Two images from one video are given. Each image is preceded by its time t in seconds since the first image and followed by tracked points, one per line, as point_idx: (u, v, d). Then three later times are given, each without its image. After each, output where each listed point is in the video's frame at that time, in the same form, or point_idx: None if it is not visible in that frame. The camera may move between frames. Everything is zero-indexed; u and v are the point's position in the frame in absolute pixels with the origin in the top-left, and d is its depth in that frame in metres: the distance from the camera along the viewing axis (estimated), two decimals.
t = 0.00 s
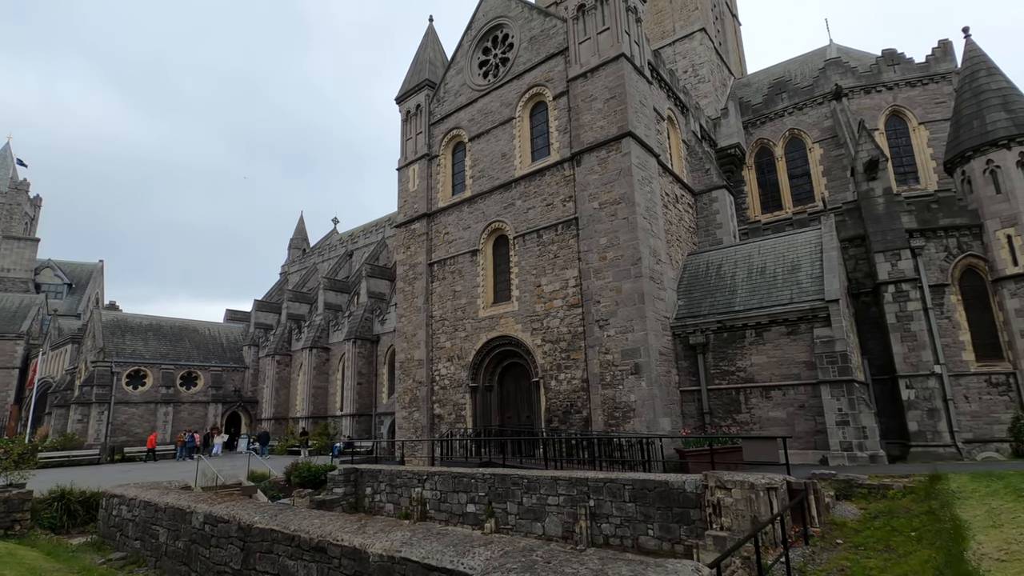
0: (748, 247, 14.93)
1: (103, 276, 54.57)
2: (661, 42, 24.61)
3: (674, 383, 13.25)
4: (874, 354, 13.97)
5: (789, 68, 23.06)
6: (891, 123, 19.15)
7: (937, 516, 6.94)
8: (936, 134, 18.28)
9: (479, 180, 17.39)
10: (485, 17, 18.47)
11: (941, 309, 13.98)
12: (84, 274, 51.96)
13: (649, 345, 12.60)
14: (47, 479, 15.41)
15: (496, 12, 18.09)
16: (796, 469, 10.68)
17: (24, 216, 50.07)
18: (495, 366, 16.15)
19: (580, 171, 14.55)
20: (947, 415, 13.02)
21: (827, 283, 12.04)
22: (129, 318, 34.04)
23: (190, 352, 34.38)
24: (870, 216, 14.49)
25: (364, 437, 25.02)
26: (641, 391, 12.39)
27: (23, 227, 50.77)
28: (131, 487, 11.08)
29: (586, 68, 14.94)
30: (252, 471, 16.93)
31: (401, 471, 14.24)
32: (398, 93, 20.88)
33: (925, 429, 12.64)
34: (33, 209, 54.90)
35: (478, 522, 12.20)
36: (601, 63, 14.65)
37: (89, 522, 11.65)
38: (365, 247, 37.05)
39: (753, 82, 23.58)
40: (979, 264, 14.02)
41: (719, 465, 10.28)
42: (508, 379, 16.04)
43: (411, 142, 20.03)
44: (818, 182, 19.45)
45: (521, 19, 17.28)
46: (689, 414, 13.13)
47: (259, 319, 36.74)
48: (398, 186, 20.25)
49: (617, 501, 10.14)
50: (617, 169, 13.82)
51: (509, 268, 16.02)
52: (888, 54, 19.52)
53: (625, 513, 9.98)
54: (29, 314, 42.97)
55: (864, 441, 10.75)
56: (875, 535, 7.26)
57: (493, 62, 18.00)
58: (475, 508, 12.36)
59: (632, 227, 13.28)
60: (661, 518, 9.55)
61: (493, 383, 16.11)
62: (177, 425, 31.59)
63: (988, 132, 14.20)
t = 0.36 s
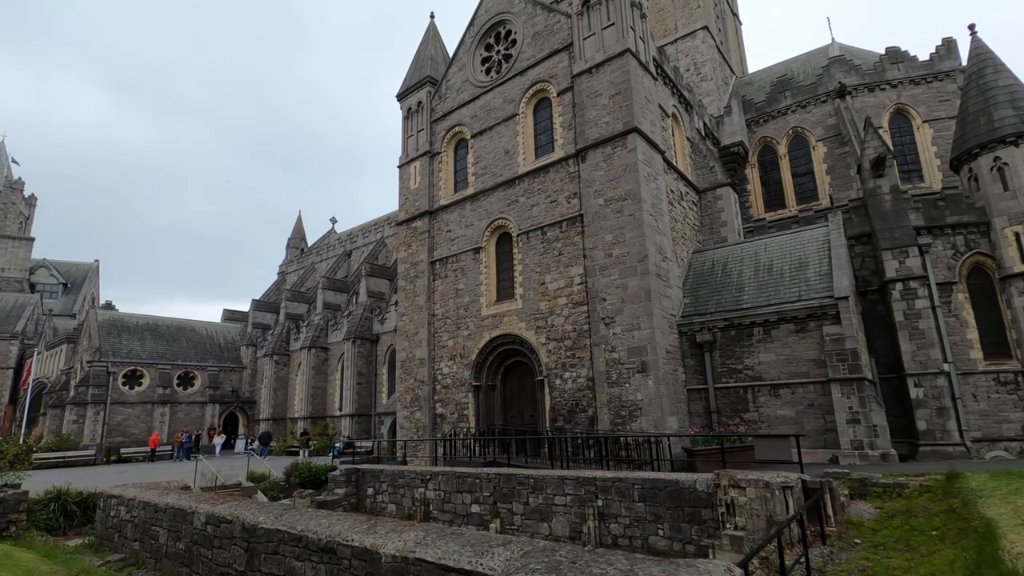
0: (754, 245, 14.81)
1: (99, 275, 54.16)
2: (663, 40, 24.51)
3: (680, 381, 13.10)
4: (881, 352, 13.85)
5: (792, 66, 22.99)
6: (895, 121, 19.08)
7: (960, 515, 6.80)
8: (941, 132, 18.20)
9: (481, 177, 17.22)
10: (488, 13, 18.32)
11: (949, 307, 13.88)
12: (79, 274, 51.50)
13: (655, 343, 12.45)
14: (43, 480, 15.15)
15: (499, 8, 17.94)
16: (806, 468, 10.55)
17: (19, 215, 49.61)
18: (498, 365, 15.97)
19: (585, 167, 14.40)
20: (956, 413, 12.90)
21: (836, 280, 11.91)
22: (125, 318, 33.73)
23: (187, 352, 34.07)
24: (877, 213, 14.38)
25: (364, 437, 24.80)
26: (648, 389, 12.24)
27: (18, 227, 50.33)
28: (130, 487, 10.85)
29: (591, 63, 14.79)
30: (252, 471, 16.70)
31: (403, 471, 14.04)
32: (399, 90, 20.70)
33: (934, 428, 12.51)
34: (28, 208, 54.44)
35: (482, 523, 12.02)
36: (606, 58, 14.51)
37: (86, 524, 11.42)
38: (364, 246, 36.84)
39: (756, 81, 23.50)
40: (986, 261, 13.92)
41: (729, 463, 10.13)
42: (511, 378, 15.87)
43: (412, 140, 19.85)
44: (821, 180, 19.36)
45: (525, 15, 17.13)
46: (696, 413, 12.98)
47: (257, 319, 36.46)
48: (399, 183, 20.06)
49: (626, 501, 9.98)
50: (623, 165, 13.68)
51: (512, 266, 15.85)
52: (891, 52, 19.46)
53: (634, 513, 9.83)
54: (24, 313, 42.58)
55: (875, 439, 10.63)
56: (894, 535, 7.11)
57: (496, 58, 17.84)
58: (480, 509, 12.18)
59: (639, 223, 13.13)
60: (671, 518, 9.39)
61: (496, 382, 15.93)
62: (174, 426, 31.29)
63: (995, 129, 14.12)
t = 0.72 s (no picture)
0: (759, 243, 14.69)
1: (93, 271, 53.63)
2: (665, 36, 24.36)
3: (685, 379, 12.99)
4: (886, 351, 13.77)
5: (794, 64, 22.90)
6: (898, 120, 19.02)
7: (977, 516, 6.71)
8: (945, 131, 18.14)
9: (483, 173, 17.04)
10: (490, 7, 18.13)
11: (955, 307, 13.82)
12: (72, 269, 50.92)
13: (661, 341, 12.32)
14: (37, 478, 14.90)
15: (502, 2, 17.75)
16: (814, 467, 10.45)
17: (12, 210, 49.05)
18: (500, 363, 15.82)
19: (590, 163, 14.25)
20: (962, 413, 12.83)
21: (844, 278, 11.82)
22: (120, 314, 33.38)
23: (183, 349, 33.77)
24: (883, 212, 14.28)
25: (362, 435, 24.62)
26: (654, 388, 12.11)
27: (11, 222, 49.76)
28: (127, 486, 10.64)
29: (596, 58, 14.63)
30: (250, 469, 16.49)
31: (404, 470, 13.88)
32: (400, 85, 20.48)
33: (940, 427, 12.42)
34: (20, 202, 53.74)
35: (485, 522, 11.88)
36: (612, 53, 14.35)
37: (82, 523, 11.21)
38: (362, 243, 36.61)
39: (758, 78, 23.40)
40: (992, 261, 13.86)
41: (737, 463, 10.03)
42: (513, 376, 15.73)
43: (413, 135, 19.65)
44: (824, 178, 19.29)
45: (528, 9, 16.95)
46: (701, 412, 12.87)
47: (254, 315, 36.17)
48: (400, 179, 19.86)
49: (633, 501, 9.86)
50: (629, 162, 13.54)
51: (515, 263, 15.69)
52: (895, 50, 19.38)
53: (641, 513, 9.71)
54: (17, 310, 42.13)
55: (883, 439, 10.54)
56: (910, 536, 7.01)
57: (499, 53, 17.66)
58: (483, 508, 12.03)
59: (644, 220, 13.00)
60: (679, 518, 9.27)
61: (498, 380, 15.78)
62: (169, 423, 31.00)
63: (1001, 128, 14.06)
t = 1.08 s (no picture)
0: (763, 238, 14.63)
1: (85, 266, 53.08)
2: (666, 32, 24.24)
3: (689, 375, 12.92)
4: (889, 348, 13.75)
5: (795, 60, 22.86)
6: (900, 117, 19.00)
7: (992, 512, 6.67)
8: (946, 128, 18.14)
9: (485, 167, 16.89)
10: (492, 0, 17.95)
11: (958, 303, 13.81)
12: (65, 264, 50.39)
13: (666, 337, 12.24)
14: (33, 474, 14.69)
15: None
16: (820, 463, 10.42)
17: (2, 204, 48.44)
18: (502, 359, 15.71)
19: (594, 157, 14.13)
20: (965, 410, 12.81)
21: (850, 274, 11.77)
22: (114, 309, 33.05)
23: (178, 344, 33.47)
24: (887, 208, 14.22)
25: (360, 431, 24.48)
26: (658, 384, 12.04)
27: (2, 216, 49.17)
28: (126, 481, 10.48)
29: (601, 52, 14.50)
30: (249, 466, 16.33)
31: (406, 466, 13.75)
32: (400, 78, 20.29)
33: (943, 424, 12.38)
34: (11, 196, 53.07)
35: (489, 519, 11.78)
36: (616, 46, 14.22)
37: (79, 520, 11.03)
38: (359, 238, 36.39)
39: (759, 75, 23.35)
40: (995, 257, 13.87)
41: (744, 459, 9.97)
42: (515, 371, 15.62)
43: (413, 129, 19.47)
44: (826, 175, 19.28)
45: (531, 2, 16.79)
46: (705, 408, 12.80)
47: (249, 311, 35.90)
48: (400, 173, 19.69)
49: (640, 497, 9.79)
50: (633, 156, 13.42)
51: (517, 258, 15.56)
52: (897, 47, 19.34)
53: (648, 509, 9.64)
54: (8, 305, 41.67)
55: (890, 435, 10.51)
56: (923, 532, 6.97)
57: (501, 46, 17.50)
58: (486, 504, 11.93)
59: (649, 215, 12.90)
60: (687, 515, 9.20)
61: (500, 376, 15.67)
62: (164, 419, 30.74)
63: (1006, 125, 14.05)
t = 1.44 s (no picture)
0: (766, 234, 14.57)
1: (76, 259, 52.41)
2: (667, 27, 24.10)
3: (692, 371, 12.86)
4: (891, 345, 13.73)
5: (796, 57, 22.80)
6: (901, 114, 19.00)
7: (1004, 510, 6.64)
8: (947, 126, 18.14)
9: (486, 161, 16.73)
10: None
11: (959, 301, 13.82)
12: (55, 256, 49.71)
13: (669, 332, 12.16)
14: (25, 469, 14.45)
15: None
16: (825, 460, 10.40)
17: None
18: (502, 354, 15.59)
19: (597, 151, 14.01)
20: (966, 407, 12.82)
21: (854, 270, 11.74)
22: (107, 302, 32.66)
23: (172, 338, 33.14)
24: (890, 205, 14.18)
25: (357, 426, 24.31)
26: (662, 380, 11.97)
27: None
28: (122, 477, 10.29)
29: (604, 45, 14.35)
30: (245, 461, 16.16)
31: (405, 462, 13.62)
32: (399, 70, 20.05)
33: (944, 421, 12.38)
34: None
35: (490, 515, 11.69)
36: (620, 39, 14.08)
37: (74, 516, 10.84)
38: (355, 232, 36.11)
39: (759, 71, 23.28)
40: (996, 255, 13.88)
41: (749, 455, 9.93)
42: (515, 367, 15.51)
43: (413, 121, 19.26)
44: (826, 172, 19.27)
45: None
46: (708, 404, 12.75)
47: (244, 305, 35.57)
48: (399, 167, 19.50)
49: (644, 494, 9.73)
50: (637, 150, 13.31)
51: (519, 253, 15.43)
52: (899, 44, 19.32)
53: (653, 506, 9.58)
54: None
55: (894, 432, 10.50)
56: (934, 530, 6.93)
57: (502, 39, 17.31)
58: (488, 501, 11.82)
59: (653, 210, 12.80)
60: (693, 511, 9.14)
61: (500, 371, 15.55)
62: (158, 414, 30.44)
63: (1008, 122, 14.05)
